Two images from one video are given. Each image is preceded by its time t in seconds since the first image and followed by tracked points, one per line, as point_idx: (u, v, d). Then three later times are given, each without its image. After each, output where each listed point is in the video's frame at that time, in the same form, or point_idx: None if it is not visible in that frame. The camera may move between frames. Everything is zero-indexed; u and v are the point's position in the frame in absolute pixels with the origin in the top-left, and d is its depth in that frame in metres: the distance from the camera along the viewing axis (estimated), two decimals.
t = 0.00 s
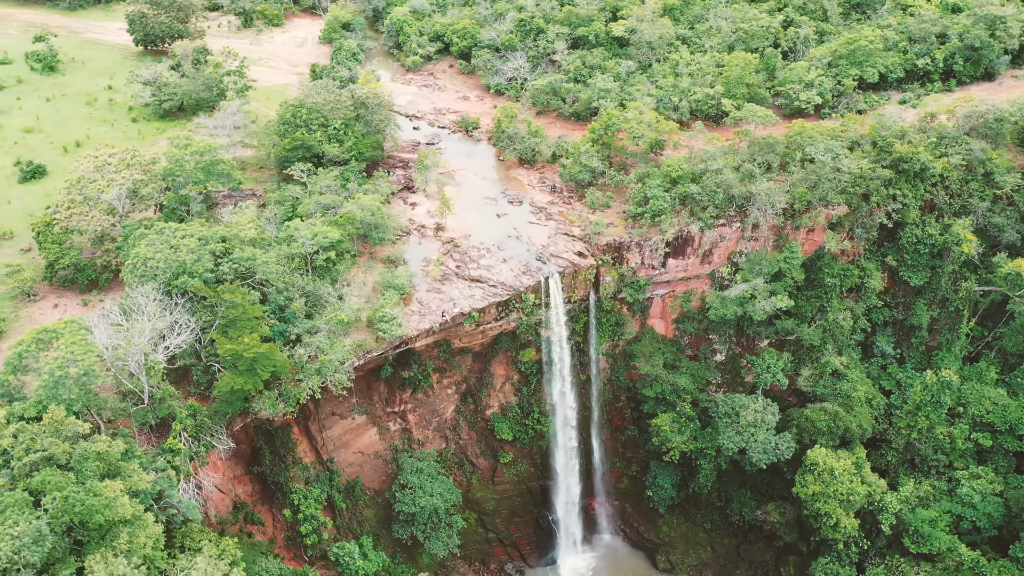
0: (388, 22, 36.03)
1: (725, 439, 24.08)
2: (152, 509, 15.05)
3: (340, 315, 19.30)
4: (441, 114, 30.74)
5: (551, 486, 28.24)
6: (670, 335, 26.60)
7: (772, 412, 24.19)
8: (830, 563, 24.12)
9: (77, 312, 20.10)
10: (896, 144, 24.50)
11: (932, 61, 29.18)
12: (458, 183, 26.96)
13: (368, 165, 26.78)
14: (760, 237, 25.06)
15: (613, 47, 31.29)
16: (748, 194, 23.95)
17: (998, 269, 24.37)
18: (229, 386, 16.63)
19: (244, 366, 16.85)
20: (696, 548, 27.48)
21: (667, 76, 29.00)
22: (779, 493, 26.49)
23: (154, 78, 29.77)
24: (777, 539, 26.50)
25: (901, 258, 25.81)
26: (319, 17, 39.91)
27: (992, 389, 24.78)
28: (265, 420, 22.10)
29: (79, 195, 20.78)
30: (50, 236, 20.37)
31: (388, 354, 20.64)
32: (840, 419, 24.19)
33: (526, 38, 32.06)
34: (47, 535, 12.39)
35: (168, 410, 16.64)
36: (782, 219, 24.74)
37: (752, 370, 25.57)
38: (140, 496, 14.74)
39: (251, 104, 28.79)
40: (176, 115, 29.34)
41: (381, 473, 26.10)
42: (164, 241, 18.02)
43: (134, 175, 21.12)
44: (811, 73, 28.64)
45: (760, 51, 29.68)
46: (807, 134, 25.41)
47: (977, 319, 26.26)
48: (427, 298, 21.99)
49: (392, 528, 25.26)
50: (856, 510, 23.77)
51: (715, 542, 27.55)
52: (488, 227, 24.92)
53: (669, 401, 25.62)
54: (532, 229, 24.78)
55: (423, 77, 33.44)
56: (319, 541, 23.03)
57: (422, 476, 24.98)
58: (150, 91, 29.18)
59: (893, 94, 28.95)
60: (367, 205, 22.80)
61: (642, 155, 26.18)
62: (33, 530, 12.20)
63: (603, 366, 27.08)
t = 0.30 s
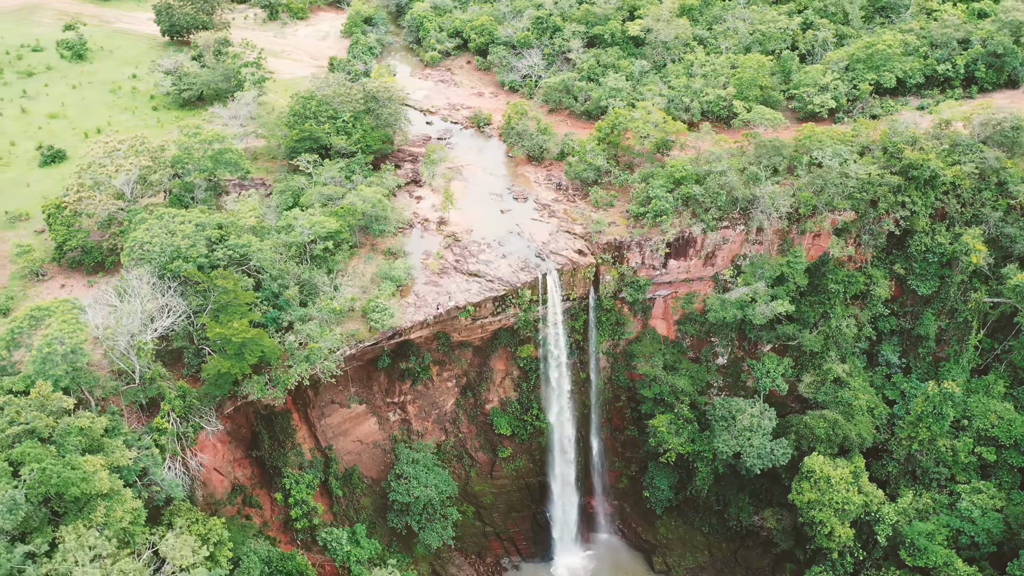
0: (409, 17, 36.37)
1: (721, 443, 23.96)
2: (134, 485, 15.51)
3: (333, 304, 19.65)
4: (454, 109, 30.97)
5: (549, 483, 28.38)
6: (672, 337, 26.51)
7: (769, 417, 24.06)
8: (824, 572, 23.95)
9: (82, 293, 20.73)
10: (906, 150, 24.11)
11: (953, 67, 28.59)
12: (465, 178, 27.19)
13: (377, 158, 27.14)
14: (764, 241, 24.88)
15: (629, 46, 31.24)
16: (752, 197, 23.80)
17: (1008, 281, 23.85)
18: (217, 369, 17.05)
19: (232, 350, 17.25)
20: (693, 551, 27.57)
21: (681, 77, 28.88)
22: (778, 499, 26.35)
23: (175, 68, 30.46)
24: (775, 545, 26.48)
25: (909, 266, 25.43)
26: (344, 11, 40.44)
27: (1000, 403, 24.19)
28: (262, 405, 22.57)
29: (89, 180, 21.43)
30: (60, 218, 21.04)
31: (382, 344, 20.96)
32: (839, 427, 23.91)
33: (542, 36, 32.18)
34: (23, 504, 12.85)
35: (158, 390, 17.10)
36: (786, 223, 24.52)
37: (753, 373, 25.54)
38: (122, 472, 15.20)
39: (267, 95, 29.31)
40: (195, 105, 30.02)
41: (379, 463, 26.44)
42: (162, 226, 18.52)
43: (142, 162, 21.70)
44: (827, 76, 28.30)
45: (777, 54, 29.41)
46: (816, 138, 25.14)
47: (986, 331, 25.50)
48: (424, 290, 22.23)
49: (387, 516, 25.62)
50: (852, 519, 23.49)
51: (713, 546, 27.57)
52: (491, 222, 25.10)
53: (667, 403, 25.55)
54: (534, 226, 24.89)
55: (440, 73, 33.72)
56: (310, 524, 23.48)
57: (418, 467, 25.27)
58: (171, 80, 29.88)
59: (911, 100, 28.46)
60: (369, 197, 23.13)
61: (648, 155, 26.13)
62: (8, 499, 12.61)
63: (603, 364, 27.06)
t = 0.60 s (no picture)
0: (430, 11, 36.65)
1: (715, 444, 23.85)
2: (119, 458, 15.96)
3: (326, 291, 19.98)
4: (468, 103, 31.15)
5: (547, 478, 28.48)
6: (674, 336, 26.39)
7: (765, 420, 23.82)
8: None
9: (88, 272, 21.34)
10: (916, 155, 23.71)
11: (975, 71, 27.94)
12: (472, 172, 27.38)
13: (386, 149, 27.46)
14: (768, 242, 24.66)
15: (644, 44, 31.14)
16: (755, 198, 23.61)
17: (1016, 291, 23.31)
18: (206, 350, 17.46)
19: (222, 332, 17.64)
20: (689, 552, 27.43)
21: (693, 75, 28.71)
22: (775, 504, 26.13)
23: (196, 56, 31.13)
24: (771, 550, 26.25)
25: (917, 273, 25.03)
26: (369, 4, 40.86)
27: (1006, 415, 23.63)
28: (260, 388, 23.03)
29: (100, 163, 22.05)
30: (70, 199, 21.68)
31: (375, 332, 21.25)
32: (837, 433, 23.62)
33: (558, 32, 32.22)
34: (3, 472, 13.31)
35: (149, 369, 17.56)
36: (790, 225, 24.28)
37: (752, 376, 25.29)
38: (107, 445, 15.65)
39: (283, 85, 29.81)
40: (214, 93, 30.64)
41: (378, 450, 26.76)
42: (162, 210, 19.00)
43: (151, 147, 22.26)
44: (842, 78, 27.92)
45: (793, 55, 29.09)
46: (825, 141, 24.86)
47: (994, 342, 25.01)
48: (421, 281, 22.46)
49: (382, 503, 25.95)
50: (846, 527, 23.23)
51: (710, 548, 27.40)
52: (493, 216, 25.24)
53: (665, 402, 25.46)
54: (536, 220, 24.99)
55: (457, 67, 33.94)
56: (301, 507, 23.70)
57: (414, 455, 25.53)
58: (191, 68, 30.53)
59: (929, 104, 27.93)
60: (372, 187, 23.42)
61: (655, 153, 26.05)
62: None
63: (603, 361, 27.00)
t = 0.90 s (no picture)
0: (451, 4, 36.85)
1: (709, 443, 23.75)
2: (107, 433, 16.43)
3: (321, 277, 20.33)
4: (481, 96, 31.29)
5: (546, 471, 28.60)
6: (675, 335, 26.27)
7: (761, 422, 23.66)
8: None
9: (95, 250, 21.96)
10: (925, 159, 23.32)
11: (997, 75, 27.26)
12: (480, 164, 27.55)
13: (395, 140, 27.76)
14: (772, 243, 24.43)
15: (661, 40, 30.98)
16: (759, 198, 23.41)
17: None
18: (198, 331, 17.90)
19: (213, 313, 18.06)
20: (686, 552, 27.30)
21: (707, 74, 28.50)
22: (771, 507, 25.87)
23: (217, 43, 31.73)
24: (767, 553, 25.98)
25: (924, 279, 24.62)
26: None
27: (1011, 428, 23.15)
28: (260, 370, 23.50)
29: (111, 145, 22.67)
30: (81, 179, 22.33)
31: (370, 320, 21.55)
32: (833, 438, 23.36)
33: (575, 26, 32.20)
34: None
35: (142, 347, 18.05)
36: (794, 226, 24.05)
37: (751, 379, 25.07)
38: (95, 419, 16.15)
39: (299, 74, 30.26)
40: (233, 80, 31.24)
41: (377, 436, 27.15)
42: (163, 192, 19.48)
43: (161, 131, 22.81)
44: (858, 79, 27.49)
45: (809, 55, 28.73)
46: (833, 142, 24.54)
47: (1003, 352, 24.32)
48: (419, 271, 22.71)
49: (379, 490, 26.32)
50: (839, 533, 22.98)
51: (706, 549, 27.29)
52: (497, 208, 25.38)
53: (663, 400, 25.40)
54: (539, 214, 25.07)
55: (474, 60, 34.12)
56: (293, 489, 24.19)
57: (411, 443, 25.82)
58: (211, 55, 31.14)
59: (947, 108, 27.34)
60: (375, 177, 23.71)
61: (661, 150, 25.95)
62: None
63: (603, 357, 26.99)
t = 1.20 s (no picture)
0: None
1: (703, 443, 23.65)
2: (97, 407, 16.93)
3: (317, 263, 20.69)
4: (495, 89, 31.43)
5: (544, 465, 28.78)
6: (676, 333, 26.15)
7: (756, 424, 23.44)
8: None
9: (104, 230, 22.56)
10: (934, 163, 22.88)
11: (1019, 79, 26.57)
12: (487, 156, 27.70)
13: (405, 131, 28.03)
14: (776, 244, 24.17)
15: (677, 37, 30.79)
16: (761, 198, 23.23)
17: None
18: (192, 312, 18.33)
19: (207, 295, 18.48)
20: (682, 551, 27.20)
21: (720, 72, 28.28)
22: (768, 510, 25.69)
23: (238, 31, 32.28)
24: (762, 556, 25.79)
25: (930, 286, 24.21)
26: None
27: (1014, 440, 22.61)
28: (260, 353, 23.95)
29: (122, 128, 23.23)
30: (93, 161, 22.94)
31: (366, 308, 21.86)
32: (829, 443, 23.11)
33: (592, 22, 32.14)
34: None
35: (138, 325, 18.54)
36: (797, 227, 23.82)
37: (748, 381, 24.82)
38: (86, 393, 16.65)
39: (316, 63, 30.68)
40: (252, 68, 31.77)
41: (377, 423, 27.50)
42: (166, 175, 19.95)
43: (171, 116, 23.32)
44: (873, 80, 27.05)
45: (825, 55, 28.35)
46: (842, 143, 24.23)
47: (1009, 363, 23.83)
48: (418, 261, 22.95)
49: (377, 476, 26.64)
50: (832, 539, 22.74)
51: (702, 549, 27.09)
52: (500, 201, 25.51)
53: (660, 398, 25.33)
54: (541, 208, 25.15)
55: (492, 53, 34.29)
56: (288, 470, 24.49)
57: (408, 431, 26.08)
58: (232, 43, 31.68)
59: (965, 112, 26.77)
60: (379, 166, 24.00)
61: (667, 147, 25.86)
62: None
63: (603, 353, 26.97)
